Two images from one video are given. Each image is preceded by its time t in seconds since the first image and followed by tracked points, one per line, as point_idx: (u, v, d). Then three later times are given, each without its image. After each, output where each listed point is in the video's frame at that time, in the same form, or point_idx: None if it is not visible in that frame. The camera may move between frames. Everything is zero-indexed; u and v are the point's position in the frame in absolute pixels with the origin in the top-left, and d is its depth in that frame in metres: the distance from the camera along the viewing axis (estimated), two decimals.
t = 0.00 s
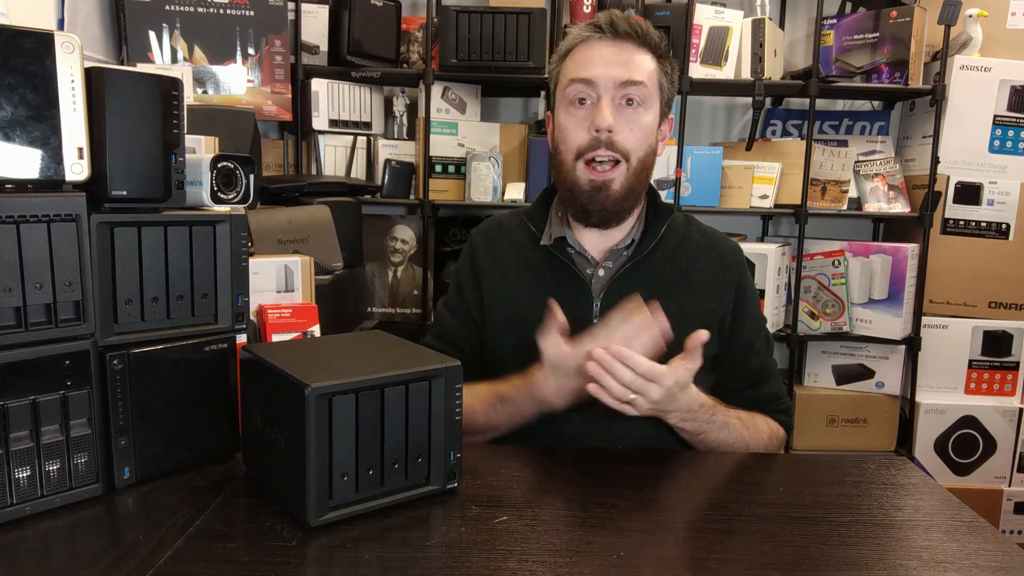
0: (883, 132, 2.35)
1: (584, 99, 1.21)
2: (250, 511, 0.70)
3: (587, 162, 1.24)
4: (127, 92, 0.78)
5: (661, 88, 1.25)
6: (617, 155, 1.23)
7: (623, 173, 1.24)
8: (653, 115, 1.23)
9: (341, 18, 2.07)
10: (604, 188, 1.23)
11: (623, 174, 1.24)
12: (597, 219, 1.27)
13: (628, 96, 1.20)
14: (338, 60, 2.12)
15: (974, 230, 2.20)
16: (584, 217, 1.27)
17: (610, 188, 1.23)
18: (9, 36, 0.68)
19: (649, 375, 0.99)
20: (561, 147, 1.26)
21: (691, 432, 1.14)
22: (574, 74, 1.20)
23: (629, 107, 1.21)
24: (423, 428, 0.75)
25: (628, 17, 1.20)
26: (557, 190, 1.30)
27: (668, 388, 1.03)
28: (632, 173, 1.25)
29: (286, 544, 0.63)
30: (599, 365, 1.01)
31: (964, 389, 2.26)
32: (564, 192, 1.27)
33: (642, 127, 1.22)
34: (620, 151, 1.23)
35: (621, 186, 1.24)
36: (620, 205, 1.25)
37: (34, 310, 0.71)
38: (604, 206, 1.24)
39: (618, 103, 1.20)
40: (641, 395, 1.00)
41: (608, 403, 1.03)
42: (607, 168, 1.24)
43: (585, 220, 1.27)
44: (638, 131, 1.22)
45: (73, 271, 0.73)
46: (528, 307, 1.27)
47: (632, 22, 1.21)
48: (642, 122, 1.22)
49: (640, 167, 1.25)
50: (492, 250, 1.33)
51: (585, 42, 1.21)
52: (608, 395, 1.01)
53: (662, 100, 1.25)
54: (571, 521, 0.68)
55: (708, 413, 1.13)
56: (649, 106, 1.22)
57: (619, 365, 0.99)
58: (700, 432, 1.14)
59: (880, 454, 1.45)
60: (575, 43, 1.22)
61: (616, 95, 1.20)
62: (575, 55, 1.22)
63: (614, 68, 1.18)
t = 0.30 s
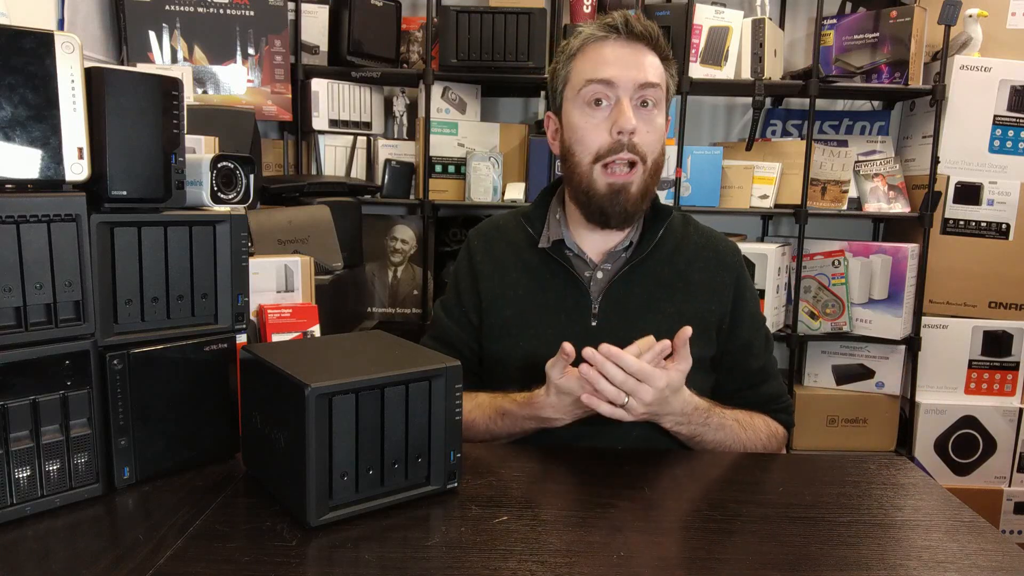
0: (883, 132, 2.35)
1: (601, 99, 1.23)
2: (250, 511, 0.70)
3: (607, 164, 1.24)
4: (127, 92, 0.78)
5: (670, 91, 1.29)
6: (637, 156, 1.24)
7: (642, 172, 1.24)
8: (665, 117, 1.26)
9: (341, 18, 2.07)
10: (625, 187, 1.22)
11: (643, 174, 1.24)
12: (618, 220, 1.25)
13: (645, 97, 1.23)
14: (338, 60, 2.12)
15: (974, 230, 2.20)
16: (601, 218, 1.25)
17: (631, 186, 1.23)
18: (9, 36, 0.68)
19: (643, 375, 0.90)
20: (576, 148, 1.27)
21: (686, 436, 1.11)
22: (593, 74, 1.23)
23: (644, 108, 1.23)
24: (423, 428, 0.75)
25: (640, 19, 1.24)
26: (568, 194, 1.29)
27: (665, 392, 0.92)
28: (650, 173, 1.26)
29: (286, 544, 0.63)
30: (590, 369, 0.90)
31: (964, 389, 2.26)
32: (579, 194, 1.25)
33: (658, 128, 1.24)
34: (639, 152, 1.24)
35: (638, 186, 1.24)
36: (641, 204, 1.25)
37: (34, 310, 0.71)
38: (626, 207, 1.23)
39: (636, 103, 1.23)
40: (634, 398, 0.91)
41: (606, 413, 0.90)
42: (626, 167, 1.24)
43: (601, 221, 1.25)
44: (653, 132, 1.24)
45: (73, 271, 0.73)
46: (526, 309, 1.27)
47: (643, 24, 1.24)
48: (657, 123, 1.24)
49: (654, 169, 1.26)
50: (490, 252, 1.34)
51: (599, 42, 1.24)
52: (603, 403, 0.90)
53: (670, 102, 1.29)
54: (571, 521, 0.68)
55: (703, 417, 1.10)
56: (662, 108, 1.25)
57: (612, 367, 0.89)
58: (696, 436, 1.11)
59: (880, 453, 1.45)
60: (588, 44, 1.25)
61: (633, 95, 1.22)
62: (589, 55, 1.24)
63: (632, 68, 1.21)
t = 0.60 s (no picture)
0: (883, 132, 2.35)
1: (550, 121, 1.20)
2: (250, 511, 0.70)
3: (550, 187, 1.22)
4: (127, 92, 0.78)
5: (635, 110, 1.22)
6: (581, 181, 1.21)
7: (585, 198, 1.20)
8: (621, 139, 1.21)
9: (341, 18, 2.08)
10: (564, 210, 1.21)
11: (586, 198, 1.21)
12: (560, 240, 1.25)
13: (594, 120, 1.18)
14: (338, 60, 2.12)
15: (974, 230, 2.20)
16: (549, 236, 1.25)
17: (570, 212, 1.21)
18: (9, 36, 0.68)
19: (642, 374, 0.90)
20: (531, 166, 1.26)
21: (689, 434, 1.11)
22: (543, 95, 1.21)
23: (593, 132, 1.19)
24: (423, 428, 0.75)
25: (601, 35, 1.19)
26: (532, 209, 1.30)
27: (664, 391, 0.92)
28: (596, 199, 1.21)
29: (286, 544, 0.63)
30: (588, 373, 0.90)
31: (964, 389, 2.26)
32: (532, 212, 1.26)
33: (607, 152, 1.20)
34: (581, 176, 1.20)
35: (582, 211, 1.21)
36: (582, 228, 1.22)
37: (34, 310, 0.71)
38: (566, 229, 1.22)
39: (585, 126, 1.19)
40: (633, 396, 0.91)
41: (604, 414, 0.90)
42: (571, 192, 1.21)
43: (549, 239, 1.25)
44: (602, 156, 1.20)
45: (73, 271, 0.73)
46: (521, 311, 1.27)
47: (604, 40, 1.19)
48: (607, 147, 1.20)
49: (606, 193, 1.22)
50: (487, 253, 1.34)
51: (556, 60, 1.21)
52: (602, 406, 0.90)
53: (633, 122, 1.22)
54: (571, 521, 0.68)
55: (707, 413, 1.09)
56: (616, 130, 1.20)
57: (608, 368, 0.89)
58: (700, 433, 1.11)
59: (881, 453, 1.45)
60: (551, 59, 1.22)
61: (580, 118, 1.18)
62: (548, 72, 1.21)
63: (579, 89, 1.17)
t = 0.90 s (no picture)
0: (883, 132, 2.35)
1: (544, 127, 1.20)
2: (250, 511, 0.70)
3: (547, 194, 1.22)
4: (127, 92, 0.78)
5: (628, 110, 1.23)
6: (579, 186, 1.21)
7: (584, 202, 1.21)
8: (616, 140, 1.21)
9: (341, 18, 2.08)
10: (562, 216, 1.21)
11: (585, 202, 1.21)
12: (561, 242, 1.24)
13: (588, 124, 1.19)
14: (338, 60, 2.12)
15: (974, 230, 2.20)
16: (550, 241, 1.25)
17: (570, 217, 1.21)
18: (9, 36, 0.68)
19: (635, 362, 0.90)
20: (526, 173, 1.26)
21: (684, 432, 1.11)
22: (534, 103, 1.20)
23: (588, 136, 1.19)
24: (423, 428, 0.75)
25: (586, 42, 1.18)
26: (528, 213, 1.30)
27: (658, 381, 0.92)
28: (595, 201, 1.22)
29: (286, 544, 0.63)
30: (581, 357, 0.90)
31: (964, 389, 2.26)
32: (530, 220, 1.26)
33: (603, 155, 1.20)
34: (580, 181, 1.20)
35: (582, 215, 1.21)
36: (582, 231, 1.23)
37: (34, 310, 0.71)
38: (567, 233, 1.22)
39: (580, 131, 1.19)
40: (625, 386, 0.91)
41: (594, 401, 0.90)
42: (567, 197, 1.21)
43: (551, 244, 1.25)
44: (599, 159, 1.20)
45: (73, 271, 0.73)
46: (516, 312, 1.27)
47: (590, 47, 1.18)
48: (603, 150, 1.20)
49: (604, 196, 1.22)
50: (482, 255, 1.34)
51: (543, 69, 1.20)
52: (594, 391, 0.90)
53: (627, 122, 1.23)
54: (571, 521, 0.67)
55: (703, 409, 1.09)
56: (611, 132, 1.20)
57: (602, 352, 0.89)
58: (696, 430, 1.10)
59: (881, 454, 1.45)
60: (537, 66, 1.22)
61: (574, 124, 1.19)
62: (536, 79, 1.21)
63: (571, 96, 1.17)
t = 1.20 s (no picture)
0: (883, 132, 2.35)
1: (555, 126, 1.20)
2: (250, 511, 0.70)
3: (563, 192, 1.21)
4: (126, 92, 0.78)
5: (634, 104, 1.23)
6: (594, 183, 1.21)
7: (601, 198, 1.21)
8: (627, 135, 1.22)
9: (341, 18, 2.08)
10: (581, 213, 1.20)
11: (602, 198, 1.21)
12: (579, 241, 1.25)
13: (600, 120, 1.19)
14: (338, 60, 2.12)
15: (974, 230, 2.20)
16: (566, 240, 1.25)
17: (588, 213, 1.21)
18: (9, 36, 0.68)
19: (634, 368, 0.90)
20: (536, 174, 1.25)
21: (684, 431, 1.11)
22: (543, 102, 1.20)
23: (601, 132, 1.19)
24: (423, 428, 0.75)
25: (593, 38, 1.18)
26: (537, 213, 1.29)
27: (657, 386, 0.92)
28: (611, 197, 1.22)
29: (286, 544, 0.63)
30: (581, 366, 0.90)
31: (964, 389, 2.26)
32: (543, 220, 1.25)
33: (616, 150, 1.21)
34: (595, 177, 1.20)
35: (599, 211, 1.21)
36: (600, 227, 1.23)
37: (34, 310, 0.71)
38: (586, 229, 1.22)
39: (591, 127, 1.19)
40: (625, 393, 0.91)
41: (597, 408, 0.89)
42: (583, 195, 1.20)
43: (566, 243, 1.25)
44: (612, 155, 1.20)
45: (73, 271, 0.73)
46: (513, 314, 1.27)
47: (597, 42, 1.18)
48: (616, 145, 1.20)
49: (618, 191, 1.23)
50: (479, 257, 1.34)
51: (550, 67, 1.20)
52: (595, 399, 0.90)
53: (635, 117, 1.24)
54: (571, 521, 0.68)
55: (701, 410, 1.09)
56: (623, 127, 1.21)
57: (600, 361, 0.88)
58: (695, 430, 1.10)
59: (880, 454, 1.46)
60: (540, 65, 1.21)
61: (587, 121, 1.19)
62: (542, 77, 1.21)
63: (582, 92, 1.17)
